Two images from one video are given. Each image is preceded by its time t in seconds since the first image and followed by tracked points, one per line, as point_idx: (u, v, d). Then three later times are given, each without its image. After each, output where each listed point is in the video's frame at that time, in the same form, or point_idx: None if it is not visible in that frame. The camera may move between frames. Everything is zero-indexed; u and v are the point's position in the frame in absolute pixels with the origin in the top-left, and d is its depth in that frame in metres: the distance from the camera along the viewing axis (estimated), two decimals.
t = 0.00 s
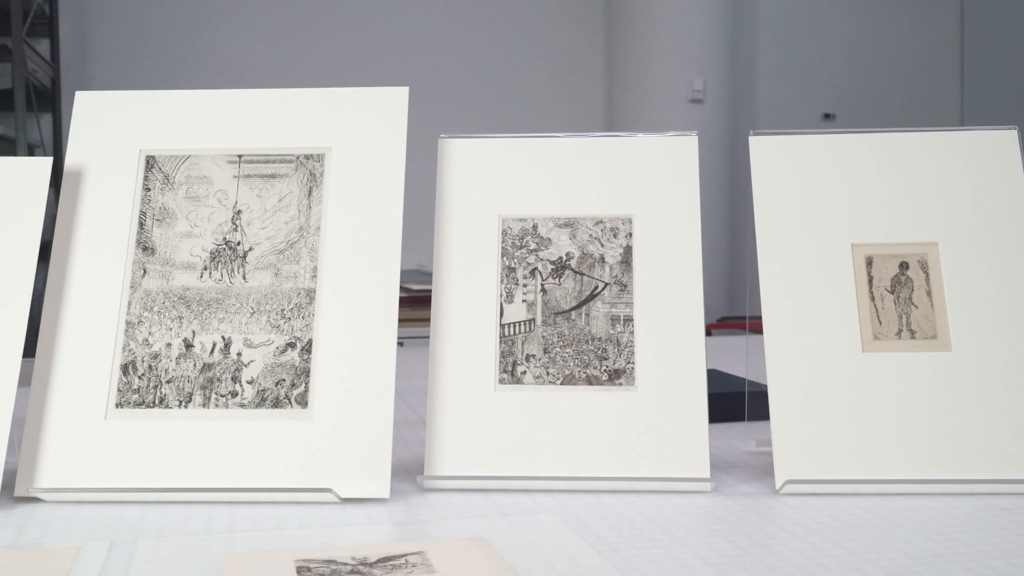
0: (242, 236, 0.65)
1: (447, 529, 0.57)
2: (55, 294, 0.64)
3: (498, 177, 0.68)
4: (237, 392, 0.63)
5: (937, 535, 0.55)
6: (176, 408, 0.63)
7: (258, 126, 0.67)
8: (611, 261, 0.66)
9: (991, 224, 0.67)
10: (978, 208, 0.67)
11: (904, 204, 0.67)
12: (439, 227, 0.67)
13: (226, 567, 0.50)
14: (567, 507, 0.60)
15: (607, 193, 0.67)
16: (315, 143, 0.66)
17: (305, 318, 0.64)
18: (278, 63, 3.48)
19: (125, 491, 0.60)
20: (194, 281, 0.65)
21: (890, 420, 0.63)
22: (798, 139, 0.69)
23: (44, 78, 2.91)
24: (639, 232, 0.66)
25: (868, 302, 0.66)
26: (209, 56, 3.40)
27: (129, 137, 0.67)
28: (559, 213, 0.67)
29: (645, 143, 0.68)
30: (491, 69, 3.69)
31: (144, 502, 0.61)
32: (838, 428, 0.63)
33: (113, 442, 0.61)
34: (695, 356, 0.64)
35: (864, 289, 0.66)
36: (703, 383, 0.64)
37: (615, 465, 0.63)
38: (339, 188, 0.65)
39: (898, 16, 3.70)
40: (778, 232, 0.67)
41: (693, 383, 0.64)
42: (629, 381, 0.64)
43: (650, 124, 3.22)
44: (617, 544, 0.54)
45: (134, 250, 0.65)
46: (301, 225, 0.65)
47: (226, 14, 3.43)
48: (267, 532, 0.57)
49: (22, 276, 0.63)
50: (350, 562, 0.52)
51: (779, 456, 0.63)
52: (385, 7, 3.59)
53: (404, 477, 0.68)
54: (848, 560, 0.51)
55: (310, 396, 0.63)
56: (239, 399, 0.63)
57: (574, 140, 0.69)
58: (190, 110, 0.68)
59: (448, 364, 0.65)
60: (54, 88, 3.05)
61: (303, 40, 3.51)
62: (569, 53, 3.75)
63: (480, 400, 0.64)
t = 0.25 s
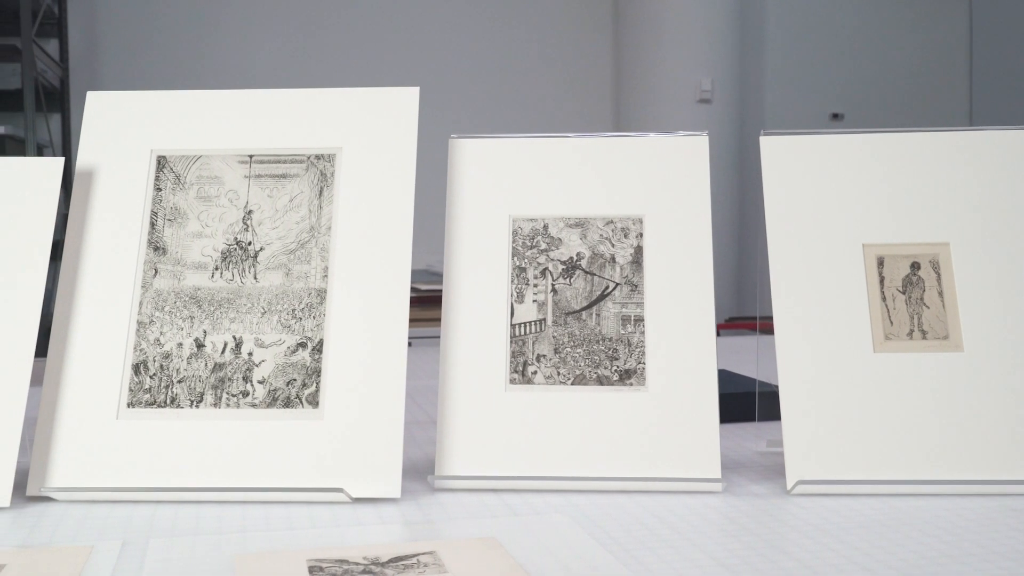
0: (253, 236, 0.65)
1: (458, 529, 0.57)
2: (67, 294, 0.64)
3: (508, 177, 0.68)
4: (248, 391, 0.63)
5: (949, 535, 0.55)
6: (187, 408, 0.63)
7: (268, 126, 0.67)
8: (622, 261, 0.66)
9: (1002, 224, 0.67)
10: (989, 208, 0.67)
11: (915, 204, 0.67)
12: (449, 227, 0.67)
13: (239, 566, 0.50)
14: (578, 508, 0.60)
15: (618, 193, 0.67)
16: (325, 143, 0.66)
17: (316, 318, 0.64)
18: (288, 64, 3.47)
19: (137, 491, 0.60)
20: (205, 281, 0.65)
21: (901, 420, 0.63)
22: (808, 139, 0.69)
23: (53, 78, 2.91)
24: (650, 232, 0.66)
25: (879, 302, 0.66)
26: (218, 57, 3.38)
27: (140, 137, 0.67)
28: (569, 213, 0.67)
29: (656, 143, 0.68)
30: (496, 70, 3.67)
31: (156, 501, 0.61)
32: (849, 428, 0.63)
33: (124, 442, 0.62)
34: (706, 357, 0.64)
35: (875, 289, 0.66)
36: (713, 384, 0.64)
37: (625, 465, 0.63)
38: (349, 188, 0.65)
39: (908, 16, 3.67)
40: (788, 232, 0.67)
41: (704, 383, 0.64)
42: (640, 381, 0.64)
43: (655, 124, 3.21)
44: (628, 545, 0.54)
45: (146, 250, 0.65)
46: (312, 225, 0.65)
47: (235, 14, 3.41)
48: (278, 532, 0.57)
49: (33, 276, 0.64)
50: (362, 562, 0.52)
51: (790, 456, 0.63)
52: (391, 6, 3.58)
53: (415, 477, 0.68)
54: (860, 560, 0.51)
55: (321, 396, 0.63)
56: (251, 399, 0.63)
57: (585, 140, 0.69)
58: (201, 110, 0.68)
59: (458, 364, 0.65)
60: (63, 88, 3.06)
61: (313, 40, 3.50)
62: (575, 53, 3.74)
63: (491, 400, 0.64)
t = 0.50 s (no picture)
0: (265, 236, 0.65)
1: (470, 529, 0.57)
2: (79, 293, 0.64)
3: (520, 177, 0.68)
4: (260, 391, 0.63)
5: (961, 536, 0.55)
6: (200, 408, 0.63)
7: (280, 126, 0.67)
8: (633, 261, 0.66)
9: (1015, 225, 0.67)
10: (1002, 209, 0.67)
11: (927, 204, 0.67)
12: (461, 227, 0.67)
13: (251, 566, 0.50)
14: (589, 508, 0.60)
15: (629, 193, 0.67)
16: (337, 143, 0.66)
17: (327, 318, 0.64)
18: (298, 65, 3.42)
19: (150, 490, 0.60)
20: (217, 280, 0.65)
21: (913, 421, 0.63)
22: (820, 139, 0.69)
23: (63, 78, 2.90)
24: (661, 232, 0.66)
25: (891, 303, 0.66)
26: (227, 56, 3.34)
27: (152, 137, 0.67)
28: (581, 213, 0.67)
29: (667, 143, 0.68)
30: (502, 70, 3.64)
31: (168, 500, 0.61)
32: (861, 428, 0.63)
33: (136, 441, 0.62)
34: (717, 357, 0.64)
35: (888, 289, 0.66)
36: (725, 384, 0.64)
37: (637, 466, 0.63)
38: (361, 188, 0.65)
39: (919, 16, 3.63)
40: (800, 232, 0.67)
41: (715, 383, 0.64)
42: (651, 381, 0.64)
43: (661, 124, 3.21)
44: (640, 545, 0.54)
45: (158, 250, 0.65)
46: (324, 225, 0.65)
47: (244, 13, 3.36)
48: (291, 531, 0.57)
49: (46, 275, 0.64)
50: (374, 561, 0.52)
51: (801, 456, 0.63)
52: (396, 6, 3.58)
53: (426, 476, 0.68)
54: (873, 561, 0.51)
55: (333, 395, 0.63)
56: (262, 399, 0.63)
57: (597, 140, 0.69)
58: (213, 110, 0.68)
59: (470, 364, 0.65)
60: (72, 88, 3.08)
61: (323, 41, 3.48)
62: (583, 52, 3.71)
63: (502, 400, 0.64)
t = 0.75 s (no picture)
0: (279, 236, 0.65)
1: (484, 529, 0.57)
2: (95, 292, 0.64)
3: (533, 176, 0.68)
4: (275, 390, 0.63)
5: (977, 537, 0.54)
6: (214, 407, 0.63)
7: (294, 126, 0.67)
8: (647, 261, 0.66)
9: None
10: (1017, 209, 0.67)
11: (942, 204, 0.67)
12: (474, 227, 0.67)
13: (268, 565, 0.50)
14: (603, 508, 0.60)
15: (643, 193, 0.67)
16: (351, 143, 0.66)
17: (342, 317, 0.64)
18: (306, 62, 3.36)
19: (165, 489, 0.61)
20: (231, 280, 0.65)
21: (929, 421, 0.63)
22: (834, 138, 0.69)
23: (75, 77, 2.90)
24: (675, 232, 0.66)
25: (906, 303, 0.65)
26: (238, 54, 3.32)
27: (167, 137, 0.67)
28: (595, 213, 0.67)
29: (681, 142, 0.68)
30: (509, 70, 3.60)
31: (183, 499, 0.62)
32: (876, 429, 0.63)
33: (151, 440, 0.62)
34: (731, 357, 0.64)
35: (903, 289, 0.66)
36: (739, 384, 0.64)
37: (651, 465, 0.63)
38: (375, 188, 0.65)
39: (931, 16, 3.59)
40: (814, 232, 0.67)
41: (730, 383, 0.64)
42: (666, 381, 0.64)
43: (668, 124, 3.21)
44: (656, 545, 0.54)
45: (172, 249, 0.65)
46: (338, 225, 0.65)
47: (255, 12, 3.34)
48: (306, 531, 0.57)
49: (61, 275, 0.64)
50: (390, 561, 0.52)
51: (816, 457, 0.63)
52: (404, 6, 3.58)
53: (440, 476, 0.69)
54: (889, 561, 0.51)
55: (348, 395, 0.63)
56: (277, 398, 0.63)
57: (611, 140, 0.69)
58: (227, 109, 0.68)
59: (484, 363, 0.65)
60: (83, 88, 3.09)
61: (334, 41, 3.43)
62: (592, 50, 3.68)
63: (517, 400, 0.64)
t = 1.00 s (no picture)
0: (299, 235, 0.65)
1: (504, 528, 0.57)
2: (115, 292, 0.64)
3: (552, 176, 0.68)
4: (295, 389, 0.63)
5: (1000, 538, 0.54)
6: (235, 406, 0.63)
7: (314, 126, 0.67)
8: (667, 261, 0.66)
9: None
10: None
11: (963, 204, 0.67)
12: (494, 227, 0.67)
13: (289, 564, 0.50)
14: (623, 508, 0.60)
15: (662, 193, 0.67)
16: (370, 143, 0.66)
17: (361, 317, 0.64)
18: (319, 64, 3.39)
19: (185, 488, 0.61)
20: (251, 279, 0.65)
21: (950, 421, 0.63)
22: (854, 138, 0.68)
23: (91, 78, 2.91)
24: (694, 232, 0.66)
25: (927, 303, 0.65)
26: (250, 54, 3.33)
27: (187, 137, 0.67)
28: (614, 213, 0.67)
29: (701, 142, 0.68)
30: (520, 70, 3.60)
31: (203, 498, 0.62)
32: (896, 429, 0.63)
33: (171, 439, 0.62)
34: (751, 357, 0.64)
35: (924, 289, 0.65)
36: (759, 385, 0.64)
37: (670, 466, 0.63)
38: (394, 188, 0.65)
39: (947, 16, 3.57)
40: (834, 232, 0.66)
41: (749, 383, 0.64)
42: (685, 382, 0.64)
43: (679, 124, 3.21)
44: (676, 545, 0.54)
45: (192, 249, 0.65)
46: (357, 225, 0.65)
47: (267, 12, 3.34)
48: (326, 530, 0.57)
49: (82, 274, 0.64)
50: (411, 560, 0.52)
51: (837, 457, 0.63)
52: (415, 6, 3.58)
53: (458, 476, 0.68)
54: (911, 563, 0.51)
55: (367, 394, 0.63)
56: (297, 397, 0.63)
57: (630, 140, 0.69)
58: (246, 110, 0.68)
59: (503, 363, 0.65)
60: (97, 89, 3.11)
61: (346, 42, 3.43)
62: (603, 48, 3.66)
63: (536, 400, 0.64)
